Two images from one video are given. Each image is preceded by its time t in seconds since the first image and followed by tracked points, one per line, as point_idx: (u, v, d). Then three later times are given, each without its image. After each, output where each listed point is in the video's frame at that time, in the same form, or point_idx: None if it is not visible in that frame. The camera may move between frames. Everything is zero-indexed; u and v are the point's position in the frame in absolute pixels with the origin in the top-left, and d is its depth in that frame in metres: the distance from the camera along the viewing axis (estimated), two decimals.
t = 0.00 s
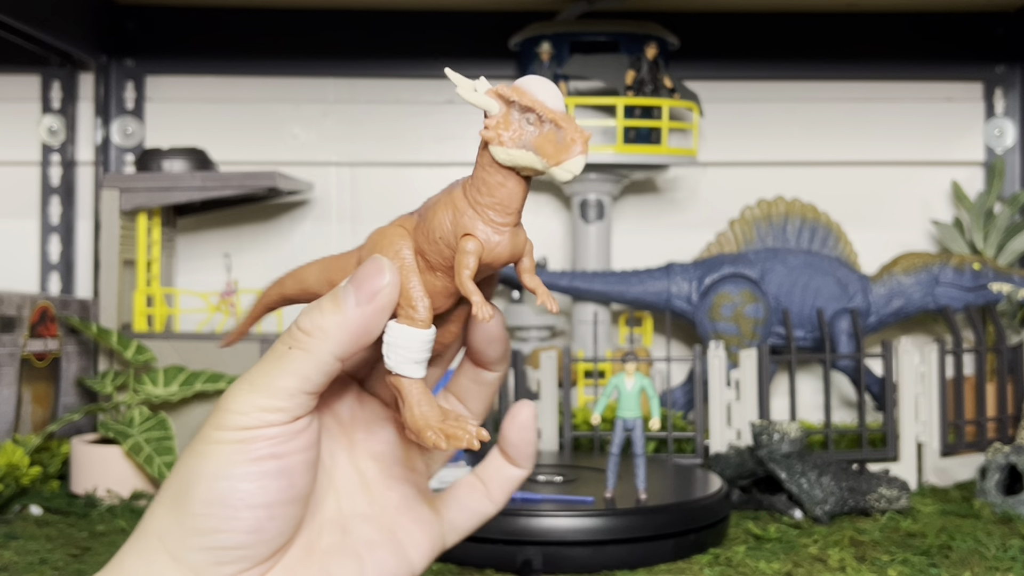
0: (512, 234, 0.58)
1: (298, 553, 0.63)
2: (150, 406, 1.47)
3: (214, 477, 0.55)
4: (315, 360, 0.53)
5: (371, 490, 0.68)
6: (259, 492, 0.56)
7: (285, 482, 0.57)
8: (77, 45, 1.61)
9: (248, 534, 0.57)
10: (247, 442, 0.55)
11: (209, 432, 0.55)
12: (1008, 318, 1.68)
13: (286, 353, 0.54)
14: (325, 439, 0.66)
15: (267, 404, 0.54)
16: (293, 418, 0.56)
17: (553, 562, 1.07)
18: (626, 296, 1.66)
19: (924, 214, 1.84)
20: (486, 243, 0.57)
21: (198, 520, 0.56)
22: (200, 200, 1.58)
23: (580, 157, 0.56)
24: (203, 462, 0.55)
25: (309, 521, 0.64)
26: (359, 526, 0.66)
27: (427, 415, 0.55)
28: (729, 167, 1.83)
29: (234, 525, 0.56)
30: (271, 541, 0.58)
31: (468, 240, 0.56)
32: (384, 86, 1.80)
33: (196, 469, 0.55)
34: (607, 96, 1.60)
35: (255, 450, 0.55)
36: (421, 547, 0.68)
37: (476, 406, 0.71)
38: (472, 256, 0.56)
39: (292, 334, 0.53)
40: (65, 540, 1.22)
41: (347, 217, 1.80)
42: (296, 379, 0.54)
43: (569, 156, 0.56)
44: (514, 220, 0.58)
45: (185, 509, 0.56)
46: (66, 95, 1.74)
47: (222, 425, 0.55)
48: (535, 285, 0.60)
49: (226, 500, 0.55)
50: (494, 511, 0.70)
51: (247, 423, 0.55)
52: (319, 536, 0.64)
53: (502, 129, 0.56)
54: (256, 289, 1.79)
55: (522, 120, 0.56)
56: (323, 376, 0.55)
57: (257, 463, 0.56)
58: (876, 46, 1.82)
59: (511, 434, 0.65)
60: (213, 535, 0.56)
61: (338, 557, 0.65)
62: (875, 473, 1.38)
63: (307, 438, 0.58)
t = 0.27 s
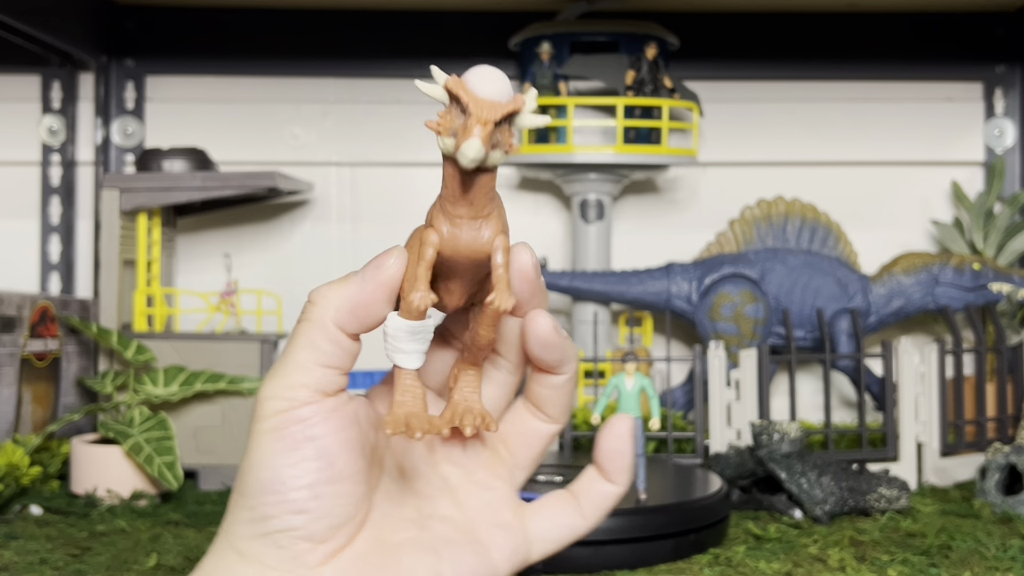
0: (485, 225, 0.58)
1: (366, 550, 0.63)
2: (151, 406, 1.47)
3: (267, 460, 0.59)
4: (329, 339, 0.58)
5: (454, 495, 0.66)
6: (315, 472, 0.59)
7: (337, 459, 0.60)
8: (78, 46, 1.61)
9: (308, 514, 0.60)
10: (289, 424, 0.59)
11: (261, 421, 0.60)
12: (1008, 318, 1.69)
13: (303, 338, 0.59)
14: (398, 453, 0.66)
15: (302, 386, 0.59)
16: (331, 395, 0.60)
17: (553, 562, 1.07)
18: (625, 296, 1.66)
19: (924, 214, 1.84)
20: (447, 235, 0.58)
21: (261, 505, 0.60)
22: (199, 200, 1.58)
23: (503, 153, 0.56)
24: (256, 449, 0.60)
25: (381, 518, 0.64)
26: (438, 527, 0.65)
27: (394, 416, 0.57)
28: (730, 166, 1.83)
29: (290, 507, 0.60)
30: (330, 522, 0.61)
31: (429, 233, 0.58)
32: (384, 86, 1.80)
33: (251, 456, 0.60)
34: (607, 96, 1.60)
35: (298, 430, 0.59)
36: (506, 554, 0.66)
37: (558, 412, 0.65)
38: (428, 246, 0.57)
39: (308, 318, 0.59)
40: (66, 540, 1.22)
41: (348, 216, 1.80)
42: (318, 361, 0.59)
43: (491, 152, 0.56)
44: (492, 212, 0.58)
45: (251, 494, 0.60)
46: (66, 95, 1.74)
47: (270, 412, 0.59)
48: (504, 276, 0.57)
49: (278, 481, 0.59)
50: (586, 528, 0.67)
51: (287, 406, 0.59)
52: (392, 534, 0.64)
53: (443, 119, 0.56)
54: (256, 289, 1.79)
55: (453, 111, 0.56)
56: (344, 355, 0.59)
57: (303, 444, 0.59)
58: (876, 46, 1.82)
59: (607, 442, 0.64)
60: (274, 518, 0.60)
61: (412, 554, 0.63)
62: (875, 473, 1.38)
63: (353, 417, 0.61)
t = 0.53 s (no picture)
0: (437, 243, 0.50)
1: (442, 563, 0.55)
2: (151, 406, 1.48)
3: (336, 467, 0.54)
4: (377, 352, 0.56)
5: (542, 502, 0.58)
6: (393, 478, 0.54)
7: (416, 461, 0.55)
8: (78, 46, 1.61)
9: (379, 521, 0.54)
10: (355, 431, 0.55)
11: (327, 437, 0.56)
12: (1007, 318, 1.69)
13: (353, 354, 0.57)
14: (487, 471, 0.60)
15: (360, 397, 0.56)
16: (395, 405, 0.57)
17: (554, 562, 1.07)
18: (625, 296, 1.66)
19: (924, 214, 1.85)
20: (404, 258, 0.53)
21: (332, 519, 0.54)
22: (199, 200, 1.58)
23: (428, 172, 0.49)
24: (322, 461, 0.55)
25: (460, 528, 0.57)
26: (521, 537, 0.57)
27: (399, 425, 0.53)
28: (730, 167, 1.83)
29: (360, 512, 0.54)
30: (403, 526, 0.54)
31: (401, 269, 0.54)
32: (384, 86, 1.80)
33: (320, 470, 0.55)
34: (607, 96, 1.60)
35: (364, 435, 0.54)
36: (595, 558, 0.55)
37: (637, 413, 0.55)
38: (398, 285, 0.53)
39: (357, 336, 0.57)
40: (65, 540, 1.22)
41: (348, 216, 1.80)
42: (369, 374, 0.56)
43: (415, 171, 0.48)
44: (446, 221, 0.50)
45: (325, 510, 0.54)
46: (66, 95, 1.74)
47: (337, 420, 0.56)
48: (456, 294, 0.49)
49: (349, 490, 0.54)
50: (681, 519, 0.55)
51: (346, 416, 0.56)
52: (465, 546, 0.56)
53: (366, 138, 0.48)
54: (256, 289, 1.79)
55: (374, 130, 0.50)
56: (395, 367, 0.56)
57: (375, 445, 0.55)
58: (876, 46, 1.82)
59: (658, 426, 0.53)
60: (344, 530, 0.54)
61: (489, 563, 0.55)
62: (875, 473, 1.38)
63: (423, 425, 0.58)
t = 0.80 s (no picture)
0: (322, 237, 0.50)
1: (406, 551, 0.49)
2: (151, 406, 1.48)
3: (297, 471, 0.51)
4: (332, 358, 0.55)
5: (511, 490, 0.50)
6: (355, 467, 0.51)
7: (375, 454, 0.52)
8: (78, 46, 1.61)
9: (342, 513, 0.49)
10: (314, 431, 0.52)
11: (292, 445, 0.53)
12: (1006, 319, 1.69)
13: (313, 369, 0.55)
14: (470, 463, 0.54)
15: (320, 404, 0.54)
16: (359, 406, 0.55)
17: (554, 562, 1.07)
18: (625, 296, 1.66)
19: (923, 214, 1.85)
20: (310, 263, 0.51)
21: (295, 522, 0.50)
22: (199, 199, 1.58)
23: (286, 174, 0.49)
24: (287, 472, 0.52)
25: (432, 518, 0.51)
26: (491, 520, 0.50)
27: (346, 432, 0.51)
28: (729, 167, 1.83)
29: (323, 505, 0.49)
30: (367, 517, 0.49)
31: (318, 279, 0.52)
32: (383, 86, 1.80)
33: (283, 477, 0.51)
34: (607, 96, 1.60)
35: (321, 431, 0.52)
36: (557, 539, 0.45)
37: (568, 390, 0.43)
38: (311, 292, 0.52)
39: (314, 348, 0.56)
40: (65, 540, 1.22)
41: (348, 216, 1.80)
42: (326, 380, 0.54)
43: (272, 175, 0.49)
44: (329, 219, 0.50)
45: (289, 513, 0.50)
46: (66, 95, 1.74)
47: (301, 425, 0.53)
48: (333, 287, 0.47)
49: (310, 486, 0.50)
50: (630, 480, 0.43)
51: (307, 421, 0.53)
52: (435, 534, 0.50)
53: (217, 148, 0.48)
54: (256, 289, 1.79)
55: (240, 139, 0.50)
56: (350, 372, 0.55)
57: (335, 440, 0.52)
58: (875, 46, 1.82)
59: (553, 414, 0.42)
60: (305, 530, 0.49)
61: (452, 546, 0.48)
62: (875, 473, 1.38)
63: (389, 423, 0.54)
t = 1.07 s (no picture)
0: (351, 270, 0.49)
1: None
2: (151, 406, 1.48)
3: (324, 501, 0.53)
4: (361, 391, 0.58)
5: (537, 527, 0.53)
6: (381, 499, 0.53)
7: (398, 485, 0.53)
8: (78, 46, 1.61)
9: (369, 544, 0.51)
10: (341, 463, 0.55)
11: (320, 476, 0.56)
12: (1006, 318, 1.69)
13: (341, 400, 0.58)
14: (497, 498, 0.57)
15: (349, 436, 0.57)
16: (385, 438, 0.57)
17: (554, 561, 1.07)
18: (626, 296, 1.66)
19: (923, 214, 1.85)
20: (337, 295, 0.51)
21: (323, 554, 0.52)
22: (199, 199, 1.58)
23: (316, 208, 0.49)
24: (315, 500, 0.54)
25: (459, 550, 0.54)
26: (517, 555, 0.53)
27: (369, 466, 0.52)
28: (729, 167, 1.84)
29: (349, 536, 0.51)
30: (392, 549, 0.52)
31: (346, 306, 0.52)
32: (384, 86, 1.80)
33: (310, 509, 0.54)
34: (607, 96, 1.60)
35: (348, 463, 0.55)
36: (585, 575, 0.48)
37: (592, 429, 0.46)
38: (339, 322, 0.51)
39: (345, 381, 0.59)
40: (65, 540, 1.22)
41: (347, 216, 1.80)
42: (355, 412, 0.57)
43: (303, 210, 0.49)
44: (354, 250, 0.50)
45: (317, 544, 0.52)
46: (66, 95, 1.74)
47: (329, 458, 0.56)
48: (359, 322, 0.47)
49: (335, 518, 0.52)
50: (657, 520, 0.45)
51: (336, 453, 0.56)
52: (462, 568, 0.53)
53: (249, 182, 0.49)
54: (256, 289, 1.79)
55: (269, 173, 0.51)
56: (377, 404, 0.57)
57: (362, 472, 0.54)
58: (875, 46, 1.82)
59: (578, 453, 0.45)
60: (333, 561, 0.51)
61: None
62: (875, 473, 1.38)
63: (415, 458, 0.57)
